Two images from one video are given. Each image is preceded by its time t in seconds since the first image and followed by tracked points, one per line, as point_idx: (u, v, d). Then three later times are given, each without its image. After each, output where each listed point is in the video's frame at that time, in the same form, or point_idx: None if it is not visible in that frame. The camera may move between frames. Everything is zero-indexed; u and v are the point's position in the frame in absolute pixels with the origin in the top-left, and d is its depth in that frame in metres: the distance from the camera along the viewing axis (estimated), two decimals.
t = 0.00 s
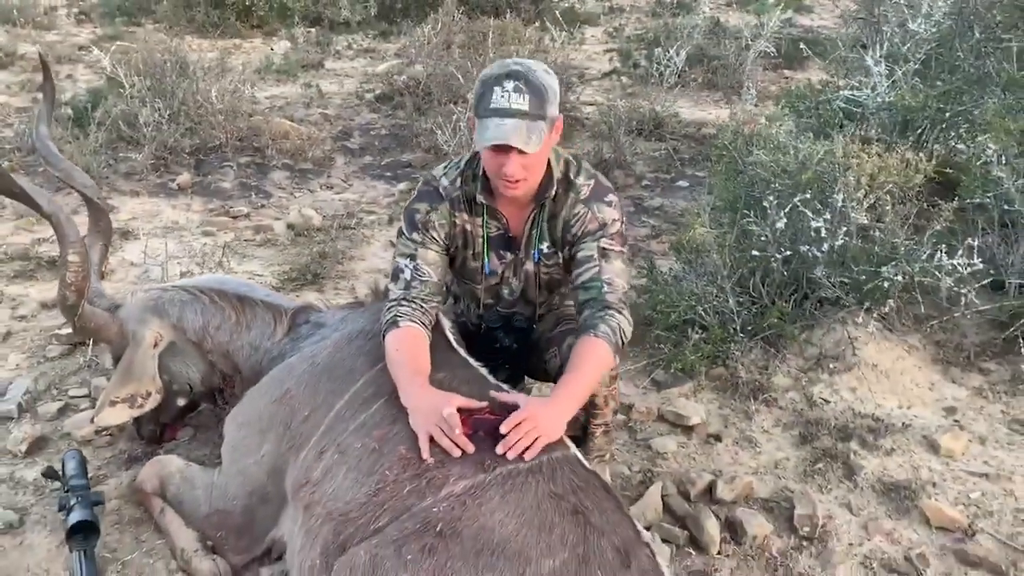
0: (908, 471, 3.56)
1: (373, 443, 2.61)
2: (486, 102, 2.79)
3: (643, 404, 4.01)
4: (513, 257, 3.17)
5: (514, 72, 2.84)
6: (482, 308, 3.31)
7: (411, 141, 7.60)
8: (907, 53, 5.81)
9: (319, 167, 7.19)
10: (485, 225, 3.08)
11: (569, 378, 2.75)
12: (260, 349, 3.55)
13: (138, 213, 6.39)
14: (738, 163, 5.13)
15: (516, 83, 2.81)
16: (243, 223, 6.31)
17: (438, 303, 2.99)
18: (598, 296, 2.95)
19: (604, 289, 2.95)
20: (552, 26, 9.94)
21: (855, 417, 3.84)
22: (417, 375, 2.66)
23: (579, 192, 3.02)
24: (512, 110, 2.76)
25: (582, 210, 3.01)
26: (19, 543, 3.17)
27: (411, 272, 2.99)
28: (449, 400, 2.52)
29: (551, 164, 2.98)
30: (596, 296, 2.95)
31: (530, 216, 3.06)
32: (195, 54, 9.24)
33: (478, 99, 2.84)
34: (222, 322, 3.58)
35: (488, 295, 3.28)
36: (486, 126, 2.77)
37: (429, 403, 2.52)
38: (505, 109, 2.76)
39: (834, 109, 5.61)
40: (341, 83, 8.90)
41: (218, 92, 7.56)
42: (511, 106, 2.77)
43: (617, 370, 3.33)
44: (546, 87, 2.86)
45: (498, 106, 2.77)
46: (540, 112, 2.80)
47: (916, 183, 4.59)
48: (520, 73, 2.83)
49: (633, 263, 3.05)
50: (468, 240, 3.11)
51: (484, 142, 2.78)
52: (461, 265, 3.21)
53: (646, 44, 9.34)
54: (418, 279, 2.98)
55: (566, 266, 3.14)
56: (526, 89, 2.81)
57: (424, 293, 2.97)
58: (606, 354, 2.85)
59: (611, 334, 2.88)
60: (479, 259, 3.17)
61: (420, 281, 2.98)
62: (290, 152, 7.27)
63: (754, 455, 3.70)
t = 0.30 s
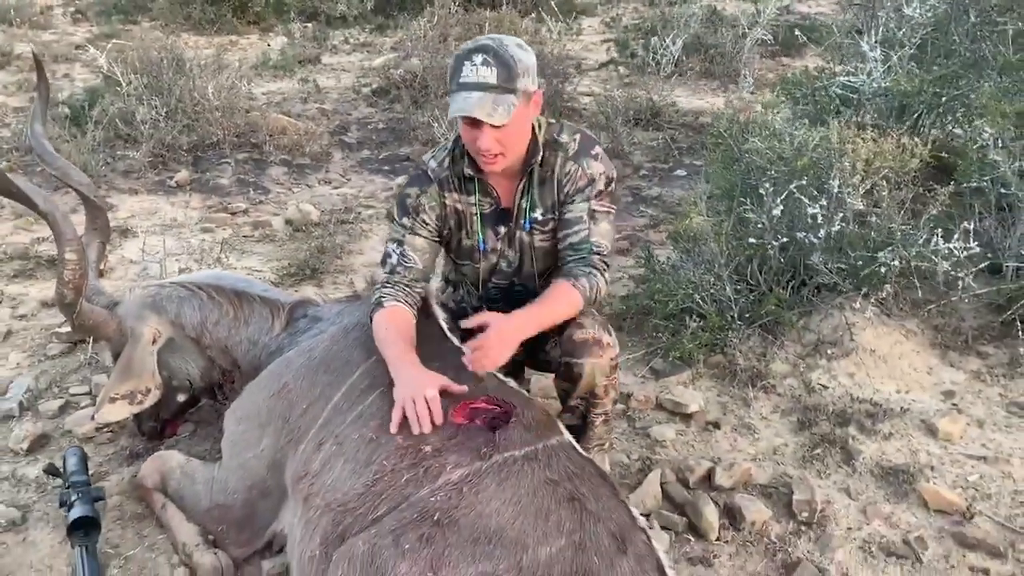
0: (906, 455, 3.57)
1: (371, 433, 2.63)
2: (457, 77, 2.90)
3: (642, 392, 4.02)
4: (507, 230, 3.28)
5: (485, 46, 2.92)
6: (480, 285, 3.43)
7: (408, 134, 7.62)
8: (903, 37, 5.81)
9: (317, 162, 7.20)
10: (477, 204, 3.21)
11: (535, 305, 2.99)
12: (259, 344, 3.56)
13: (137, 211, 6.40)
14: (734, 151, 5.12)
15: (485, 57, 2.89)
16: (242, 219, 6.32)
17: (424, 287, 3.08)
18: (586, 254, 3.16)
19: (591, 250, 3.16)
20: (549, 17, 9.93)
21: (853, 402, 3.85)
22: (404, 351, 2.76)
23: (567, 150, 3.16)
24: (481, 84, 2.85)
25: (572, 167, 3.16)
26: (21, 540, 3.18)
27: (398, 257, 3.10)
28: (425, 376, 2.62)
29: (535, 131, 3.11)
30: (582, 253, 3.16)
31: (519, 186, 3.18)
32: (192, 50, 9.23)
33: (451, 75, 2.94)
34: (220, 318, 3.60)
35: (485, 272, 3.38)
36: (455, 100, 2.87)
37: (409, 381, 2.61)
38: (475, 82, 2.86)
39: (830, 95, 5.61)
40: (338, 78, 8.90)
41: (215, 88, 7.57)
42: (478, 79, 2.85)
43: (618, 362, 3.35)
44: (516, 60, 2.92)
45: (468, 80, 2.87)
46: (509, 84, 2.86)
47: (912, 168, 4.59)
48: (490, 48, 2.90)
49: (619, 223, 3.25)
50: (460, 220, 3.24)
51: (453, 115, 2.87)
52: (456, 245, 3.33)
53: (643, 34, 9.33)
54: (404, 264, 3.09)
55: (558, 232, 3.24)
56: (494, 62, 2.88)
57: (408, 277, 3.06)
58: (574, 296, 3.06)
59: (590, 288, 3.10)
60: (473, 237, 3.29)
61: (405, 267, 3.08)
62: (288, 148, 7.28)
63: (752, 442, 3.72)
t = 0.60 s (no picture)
0: (910, 448, 3.55)
1: (370, 433, 2.61)
2: (462, 76, 2.94)
3: (643, 387, 4.01)
4: (500, 228, 3.26)
5: (493, 47, 2.94)
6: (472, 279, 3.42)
7: (408, 130, 7.61)
8: (903, 27, 5.78)
9: (317, 159, 7.20)
10: (474, 197, 3.21)
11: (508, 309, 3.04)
12: (258, 343, 3.55)
13: (137, 210, 6.39)
14: (734, 142, 5.09)
15: (490, 58, 2.92)
16: (242, 217, 6.30)
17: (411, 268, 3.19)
18: (574, 261, 3.13)
19: (580, 258, 3.14)
20: (549, 10, 9.91)
21: (856, 395, 3.83)
22: (391, 327, 2.89)
23: (569, 153, 3.17)
24: (482, 85, 2.88)
25: (572, 171, 3.16)
26: (23, 542, 3.18)
27: (389, 235, 3.20)
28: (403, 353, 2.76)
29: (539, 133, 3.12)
30: (570, 257, 3.14)
31: (517, 186, 3.17)
32: (191, 47, 9.21)
33: (459, 73, 2.99)
34: (219, 318, 3.59)
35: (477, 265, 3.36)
36: (456, 97, 2.92)
37: (386, 351, 2.77)
38: (477, 83, 2.89)
39: (831, 86, 5.58)
40: (337, 74, 8.90)
41: (214, 86, 7.52)
42: (480, 80, 2.89)
43: (611, 351, 3.33)
44: (523, 64, 2.93)
45: (472, 80, 2.91)
46: (510, 88, 2.88)
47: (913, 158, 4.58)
48: (496, 49, 2.93)
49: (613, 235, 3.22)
50: (454, 209, 3.25)
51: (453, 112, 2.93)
52: (451, 236, 3.33)
53: (644, 26, 9.31)
54: (394, 243, 3.18)
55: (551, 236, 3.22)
56: (499, 64, 2.90)
57: (398, 255, 3.16)
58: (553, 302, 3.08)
59: (572, 295, 3.10)
60: (468, 228, 3.28)
61: (394, 246, 3.17)
62: (288, 144, 7.26)
63: (755, 436, 3.70)
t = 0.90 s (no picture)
0: (917, 449, 3.54)
1: (375, 433, 2.61)
2: (477, 80, 2.92)
3: (650, 387, 4.00)
4: (506, 229, 3.26)
5: (509, 51, 2.91)
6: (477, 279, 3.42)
7: (414, 128, 7.62)
8: (911, 24, 5.76)
9: (323, 157, 7.21)
10: (483, 199, 3.21)
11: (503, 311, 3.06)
12: (264, 342, 3.54)
13: (144, 208, 6.39)
14: (740, 140, 5.07)
15: (506, 63, 2.89)
16: (248, 216, 6.31)
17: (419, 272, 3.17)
18: (573, 260, 3.13)
19: (579, 257, 3.13)
20: (555, 8, 9.91)
21: (863, 395, 3.82)
22: (390, 335, 2.88)
23: (576, 153, 3.17)
24: (498, 90, 2.87)
25: (579, 171, 3.16)
26: (30, 541, 3.18)
27: (398, 239, 3.18)
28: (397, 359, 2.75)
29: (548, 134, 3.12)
30: (569, 256, 3.14)
31: (524, 186, 3.17)
32: (197, 45, 9.22)
33: (474, 75, 2.97)
34: (225, 316, 3.59)
35: (483, 266, 3.36)
36: (471, 102, 2.90)
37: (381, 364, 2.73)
38: (492, 88, 2.87)
39: (839, 84, 5.58)
40: (343, 72, 8.91)
41: (221, 84, 7.48)
42: (495, 86, 2.87)
43: (605, 350, 3.34)
44: (539, 70, 2.90)
45: (487, 84, 2.88)
46: (525, 94, 2.87)
47: (922, 156, 4.55)
48: (512, 54, 2.90)
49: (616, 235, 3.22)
50: (463, 211, 3.24)
51: (467, 117, 2.91)
52: (458, 237, 3.32)
53: (650, 24, 9.30)
54: (404, 247, 3.17)
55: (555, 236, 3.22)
56: (514, 70, 2.88)
57: (408, 260, 3.15)
58: (548, 298, 3.09)
59: (568, 294, 3.11)
60: (475, 231, 3.28)
61: (404, 251, 3.16)
62: (294, 143, 7.27)
63: (762, 436, 3.69)
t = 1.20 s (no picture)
0: (925, 453, 3.54)
1: (385, 434, 2.62)
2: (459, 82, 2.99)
3: (657, 390, 4.00)
4: (516, 223, 3.33)
5: (488, 57, 2.92)
6: (489, 273, 3.50)
7: (423, 129, 7.64)
8: (920, 28, 5.76)
9: (332, 159, 7.24)
10: (493, 192, 3.30)
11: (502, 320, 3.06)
12: (274, 343, 3.56)
13: (154, 208, 6.42)
14: (749, 143, 5.07)
15: (480, 68, 2.91)
16: (258, 216, 6.33)
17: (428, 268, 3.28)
18: (574, 260, 3.14)
19: (581, 257, 3.13)
20: (564, 11, 9.92)
21: (872, 400, 3.82)
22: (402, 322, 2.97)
23: (590, 153, 3.20)
24: (464, 93, 2.92)
25: (590, 172, 3.18)
26: (40, 539, 3.20)
27: (414, 228, 3.31)
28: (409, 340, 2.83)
29: (559, 134, 3.16)
30: (570, 257, 3.14)
31: (534, 182, 3.23)
32: (207, 45, 9.26)
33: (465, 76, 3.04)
34: (236, 317, 3.60)
35: (495, 259, 3.44)
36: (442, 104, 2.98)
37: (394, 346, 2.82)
38: (463, 89, 2.93)
39: (849, 88, 5.58)
40: (353, 73, 8.94)
41: (231, 85, 7.53)
42: (463, 90, 2.92)
43: (611, 355, 3.33)
44: (506, 80, 2.86)
45: (463, 85, 2.95)
46: (483, 102, 2.86)
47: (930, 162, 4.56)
48: (488, 60, 2.90)
49: (622, 238, 3.21)
50: (475, 202, 3.33)
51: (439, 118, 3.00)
52: (472, 229, 3.42)
53: (659, 26, 9.31)
54: (419, 236, 3.30)
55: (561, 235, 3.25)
56: (482, 76, 2.89)
57: (422, 249, 3.28)
58: (551, 305, 3.08)
59: (569, 297, 3.10)
60: (488, 223, 3.37)
61: (418, 240, 3.29)
62: (304, 144, 7.30)
63: (770, 440, 3.69)
